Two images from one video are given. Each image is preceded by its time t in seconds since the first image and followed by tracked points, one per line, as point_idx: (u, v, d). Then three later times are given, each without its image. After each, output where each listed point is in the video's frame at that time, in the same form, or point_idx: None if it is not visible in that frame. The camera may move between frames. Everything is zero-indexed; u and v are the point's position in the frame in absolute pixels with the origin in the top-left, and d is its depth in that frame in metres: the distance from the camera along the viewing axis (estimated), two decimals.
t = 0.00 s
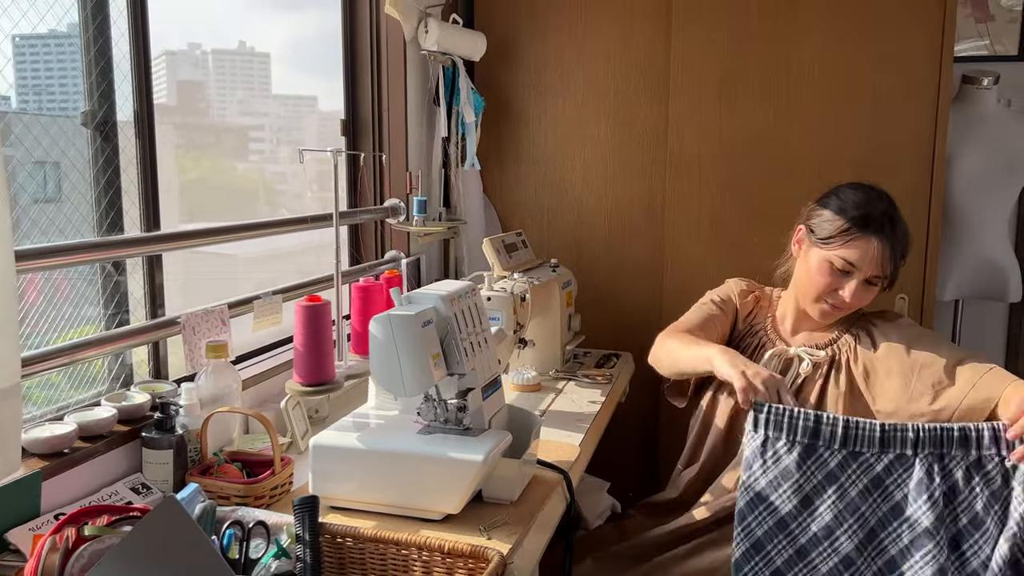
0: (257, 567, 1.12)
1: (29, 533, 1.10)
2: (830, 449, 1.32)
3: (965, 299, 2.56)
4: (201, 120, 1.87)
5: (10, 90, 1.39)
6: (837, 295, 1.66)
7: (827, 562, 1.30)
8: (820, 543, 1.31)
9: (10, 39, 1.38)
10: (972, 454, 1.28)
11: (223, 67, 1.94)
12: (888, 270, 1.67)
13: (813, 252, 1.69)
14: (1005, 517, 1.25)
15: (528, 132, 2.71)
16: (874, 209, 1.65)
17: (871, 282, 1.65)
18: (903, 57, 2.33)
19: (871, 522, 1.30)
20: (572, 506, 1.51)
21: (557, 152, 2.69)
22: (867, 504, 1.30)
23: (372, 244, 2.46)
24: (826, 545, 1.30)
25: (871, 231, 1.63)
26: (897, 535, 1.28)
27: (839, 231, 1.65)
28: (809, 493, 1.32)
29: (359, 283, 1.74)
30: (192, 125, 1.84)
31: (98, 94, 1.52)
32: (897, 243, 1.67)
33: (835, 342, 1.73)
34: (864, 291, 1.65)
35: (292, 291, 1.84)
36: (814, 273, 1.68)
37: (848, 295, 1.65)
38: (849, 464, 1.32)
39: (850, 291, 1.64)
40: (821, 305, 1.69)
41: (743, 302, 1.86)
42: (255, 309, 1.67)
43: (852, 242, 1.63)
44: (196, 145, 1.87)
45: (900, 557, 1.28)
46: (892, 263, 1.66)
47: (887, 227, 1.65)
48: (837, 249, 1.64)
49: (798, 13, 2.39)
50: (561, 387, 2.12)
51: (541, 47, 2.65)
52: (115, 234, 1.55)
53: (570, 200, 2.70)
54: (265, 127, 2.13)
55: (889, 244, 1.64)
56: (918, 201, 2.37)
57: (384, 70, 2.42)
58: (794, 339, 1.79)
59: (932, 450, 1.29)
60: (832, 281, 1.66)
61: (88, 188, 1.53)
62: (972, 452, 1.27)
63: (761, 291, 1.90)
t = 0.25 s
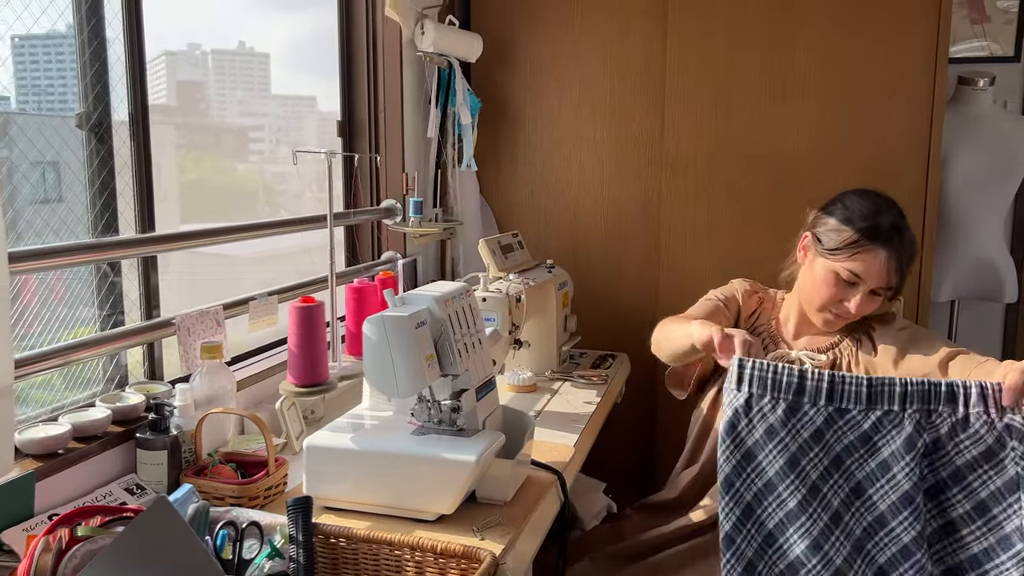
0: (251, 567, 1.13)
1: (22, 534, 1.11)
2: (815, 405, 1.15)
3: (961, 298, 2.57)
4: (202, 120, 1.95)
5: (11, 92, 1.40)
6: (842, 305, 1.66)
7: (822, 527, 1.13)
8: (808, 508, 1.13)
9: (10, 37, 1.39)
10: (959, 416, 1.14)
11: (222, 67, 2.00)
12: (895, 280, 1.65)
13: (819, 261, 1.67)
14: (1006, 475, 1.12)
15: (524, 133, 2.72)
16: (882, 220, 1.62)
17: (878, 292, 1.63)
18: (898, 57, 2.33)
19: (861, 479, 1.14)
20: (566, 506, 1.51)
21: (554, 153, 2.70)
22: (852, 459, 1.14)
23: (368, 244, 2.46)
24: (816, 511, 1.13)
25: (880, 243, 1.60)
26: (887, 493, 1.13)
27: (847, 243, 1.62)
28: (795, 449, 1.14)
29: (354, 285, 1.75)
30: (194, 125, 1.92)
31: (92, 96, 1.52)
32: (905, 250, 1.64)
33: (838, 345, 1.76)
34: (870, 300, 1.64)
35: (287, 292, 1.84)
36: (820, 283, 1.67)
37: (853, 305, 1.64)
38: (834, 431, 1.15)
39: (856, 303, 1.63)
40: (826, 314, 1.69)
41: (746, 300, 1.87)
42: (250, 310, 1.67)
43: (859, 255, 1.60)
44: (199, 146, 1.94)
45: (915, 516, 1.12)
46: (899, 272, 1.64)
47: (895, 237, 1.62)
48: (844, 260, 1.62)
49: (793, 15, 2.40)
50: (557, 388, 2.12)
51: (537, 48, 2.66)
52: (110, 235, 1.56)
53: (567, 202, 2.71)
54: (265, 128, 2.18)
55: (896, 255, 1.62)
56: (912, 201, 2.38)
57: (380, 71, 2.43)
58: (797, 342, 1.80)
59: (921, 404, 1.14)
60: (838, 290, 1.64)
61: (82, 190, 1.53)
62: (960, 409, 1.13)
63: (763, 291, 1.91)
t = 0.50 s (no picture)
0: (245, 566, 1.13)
1: (17, 533, 1.11)
2: (834, 460, 1.00)
3: (957, 299, 2.57)
4: (201, 120, 1.94)
5: (10, 92, 1.42)
6: (845, 309, 1.63)
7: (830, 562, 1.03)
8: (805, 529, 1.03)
9: (9, 37, 1.41)
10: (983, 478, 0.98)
11: (222, 67, 2.00)
12: (902, 285, 1.61)
13: (823, 265, 1.64)
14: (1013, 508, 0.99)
15: (521, 134, 2.72)
16: (886, 225, 1.58)
17: (883, 296, 1.60)
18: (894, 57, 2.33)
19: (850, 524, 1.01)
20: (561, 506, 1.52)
21: (550, 153, 2.70)
22: (864, 521, 1.01)
23: (365, 244, 2.47)
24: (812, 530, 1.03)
25: (884, 248, 1.57)
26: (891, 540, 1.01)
27: (851, 246, 1.59)
28: (802, 494, 1.01)
29: (349, 285, 1.75)
30: (193, 125, 1.91)
31: (87, 96, 1.52)
32: (910, 255, 1.60)
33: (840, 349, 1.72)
34: (874, 304, 1.61)
35: (284, 292, 1.84)
36: (823, 287, 1.64)
37: (856, 310, 1.61)
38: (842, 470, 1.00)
39: (860, 308, 1.60)
40: (830, 318, 1.66)
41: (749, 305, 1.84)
42: (246, 310, 1.68)
43: (863, 259, 1.57)
44: (198, 146, 1.94)
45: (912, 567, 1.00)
46: (905, 276, 1.60)
47: (900, 241, 1.59)
48: (847, 264, 1.59)
49: (790, 15, 2.40)
50: (553, 388, 2.12)
51: (534, 49, 2.66)
52: (105, 235, 1.56)
53: (563, 202, 2.71)
54: (265, 128, 2.18)
55: (901, 260, 1.58)
56: (908, 201, 2.38)
57: (377, 71, 2.43)
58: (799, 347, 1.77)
59: (933, 451, 0.98)
60: (842, 295, 1.62)
61: (77, 190, 1.53)
62: (978, 453, 0.97)
63: (768, 295, 1.88)
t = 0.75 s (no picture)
0: (240, 566, 1.14)
1: (13, 533, 1.12)
2: (852, 338, 0.62)
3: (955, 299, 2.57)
4: (202, 121, 1.95)
5: (11, 92, 1.43)
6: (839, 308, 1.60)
7: None
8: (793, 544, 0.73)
9: (11, 40, 1.42)
10: None
11: (223, 68, 2.01)
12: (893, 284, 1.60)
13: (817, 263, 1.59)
14: None
15: (519, 134, 2.73)
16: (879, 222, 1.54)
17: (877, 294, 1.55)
18: (890, 57, 2.34)
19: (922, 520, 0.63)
20: (556, 506, 1.52)
21: (548, 154, 2.70)
22: (955, 465, 0.62)
23: (363, 244, 2.47)
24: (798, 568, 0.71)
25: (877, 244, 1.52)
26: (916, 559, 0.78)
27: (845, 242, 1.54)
28: (834, 417, 0.63)
29: (345, 285, 1.75)
30: (193, 126, 1.92)
31: (84, 97, 1.53)
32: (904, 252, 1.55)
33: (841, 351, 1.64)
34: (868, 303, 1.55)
35: (280, 292, 1.85)
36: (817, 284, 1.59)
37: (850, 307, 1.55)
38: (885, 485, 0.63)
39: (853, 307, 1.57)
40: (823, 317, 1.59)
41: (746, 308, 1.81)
42: (243, 311, 1.68)
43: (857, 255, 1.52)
44: (198, 146, 1.95)
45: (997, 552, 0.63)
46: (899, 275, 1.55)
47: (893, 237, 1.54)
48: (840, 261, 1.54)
49: (787, 16, 2.40)
50: (550, 388, 2.13)
51: (531, 49, 2.67)
52: (102, 235, 1.57)
53: (561, 202, 2.71)
54: (266, 128, 2.19)
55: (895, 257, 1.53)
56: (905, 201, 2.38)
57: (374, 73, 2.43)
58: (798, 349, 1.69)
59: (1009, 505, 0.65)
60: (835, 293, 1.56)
61: (74, 191, 1.54)
62: None
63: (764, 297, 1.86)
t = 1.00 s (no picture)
0: (235, 566, 1.14)
1: (8, 533, 1.12)
2: (861, 468, 0.83)
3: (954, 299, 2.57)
4: (205, 122, 1.97)
5: (11, 93, 1.42)
6: (827, 305, 1.40)
7: None
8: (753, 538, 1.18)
9: (13, 39, 1.42)
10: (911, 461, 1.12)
11: (224, 68, 2.01)
12: (886, 279, 1.40)
13: (802, 261, 1.43)
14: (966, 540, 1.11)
15: (517, 135, 2.73)
16: (867, 216, 1.39)
17: (865, 292, 1.39)
18: (889, 56, 2.34)
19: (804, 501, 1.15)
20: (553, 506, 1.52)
21: (547, 154, 2.70)
22: (979, 549, 0.79)
23: (361, 245, 2.48)
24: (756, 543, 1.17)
25: (864, 240, 1.37)
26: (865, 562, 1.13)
27: (830, 238, 1.39)
28: (835, 509, 0.82)
29: (340, 285, 1.75)
30: (196, 128, 1.93)
31: (79, 98, 1.53)
32: (893, 247, 1.39)
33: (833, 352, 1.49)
34: (857, 302, 1.39)
35: (277, 292, 1.85)
36: (803, 284, 1.43)
37: (838, 306, 1.39)
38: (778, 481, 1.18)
39: (842, 304, 1.38)
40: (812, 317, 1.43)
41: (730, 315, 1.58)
42: (239, 311, 1.68)
43: (844, 252, 1.37)
44: (199, 147, 1.96)
45: None
46: (890, 270, 1.39)
47: (881, 232, 1.39)
48: (825, 257, 1.39)
49: (785, 16, 2.40)
50: (548, 388, 2.13)
51: (530, 50, 2.67)
52: (97, 236, 1.57)
53: (560, 203, 2.71)
54: (267, 128, 2.19)
55: (883, 252, 1.38)
56: (904, 200, 2.38)
57: (372, 74, 2.44)
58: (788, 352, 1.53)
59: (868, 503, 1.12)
60: (821, 293, 1.41)
61: (70, 192, 1.54)
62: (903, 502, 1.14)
63: (752, 298, 1.63)
